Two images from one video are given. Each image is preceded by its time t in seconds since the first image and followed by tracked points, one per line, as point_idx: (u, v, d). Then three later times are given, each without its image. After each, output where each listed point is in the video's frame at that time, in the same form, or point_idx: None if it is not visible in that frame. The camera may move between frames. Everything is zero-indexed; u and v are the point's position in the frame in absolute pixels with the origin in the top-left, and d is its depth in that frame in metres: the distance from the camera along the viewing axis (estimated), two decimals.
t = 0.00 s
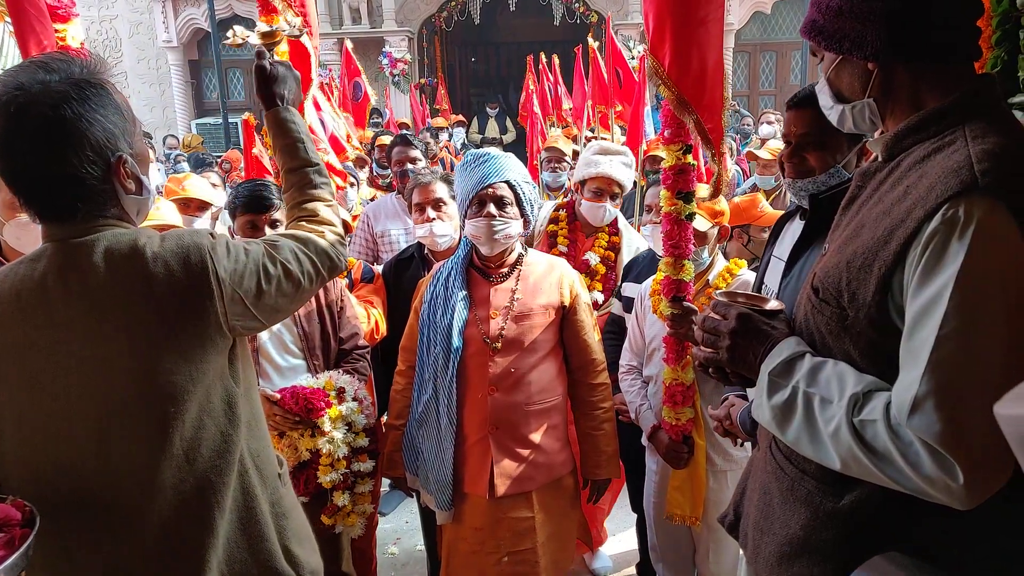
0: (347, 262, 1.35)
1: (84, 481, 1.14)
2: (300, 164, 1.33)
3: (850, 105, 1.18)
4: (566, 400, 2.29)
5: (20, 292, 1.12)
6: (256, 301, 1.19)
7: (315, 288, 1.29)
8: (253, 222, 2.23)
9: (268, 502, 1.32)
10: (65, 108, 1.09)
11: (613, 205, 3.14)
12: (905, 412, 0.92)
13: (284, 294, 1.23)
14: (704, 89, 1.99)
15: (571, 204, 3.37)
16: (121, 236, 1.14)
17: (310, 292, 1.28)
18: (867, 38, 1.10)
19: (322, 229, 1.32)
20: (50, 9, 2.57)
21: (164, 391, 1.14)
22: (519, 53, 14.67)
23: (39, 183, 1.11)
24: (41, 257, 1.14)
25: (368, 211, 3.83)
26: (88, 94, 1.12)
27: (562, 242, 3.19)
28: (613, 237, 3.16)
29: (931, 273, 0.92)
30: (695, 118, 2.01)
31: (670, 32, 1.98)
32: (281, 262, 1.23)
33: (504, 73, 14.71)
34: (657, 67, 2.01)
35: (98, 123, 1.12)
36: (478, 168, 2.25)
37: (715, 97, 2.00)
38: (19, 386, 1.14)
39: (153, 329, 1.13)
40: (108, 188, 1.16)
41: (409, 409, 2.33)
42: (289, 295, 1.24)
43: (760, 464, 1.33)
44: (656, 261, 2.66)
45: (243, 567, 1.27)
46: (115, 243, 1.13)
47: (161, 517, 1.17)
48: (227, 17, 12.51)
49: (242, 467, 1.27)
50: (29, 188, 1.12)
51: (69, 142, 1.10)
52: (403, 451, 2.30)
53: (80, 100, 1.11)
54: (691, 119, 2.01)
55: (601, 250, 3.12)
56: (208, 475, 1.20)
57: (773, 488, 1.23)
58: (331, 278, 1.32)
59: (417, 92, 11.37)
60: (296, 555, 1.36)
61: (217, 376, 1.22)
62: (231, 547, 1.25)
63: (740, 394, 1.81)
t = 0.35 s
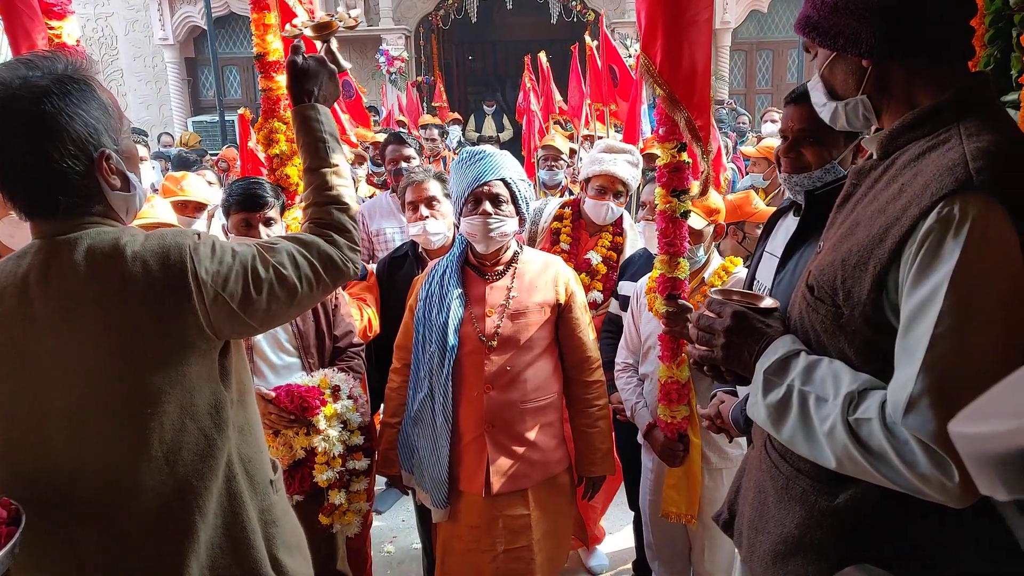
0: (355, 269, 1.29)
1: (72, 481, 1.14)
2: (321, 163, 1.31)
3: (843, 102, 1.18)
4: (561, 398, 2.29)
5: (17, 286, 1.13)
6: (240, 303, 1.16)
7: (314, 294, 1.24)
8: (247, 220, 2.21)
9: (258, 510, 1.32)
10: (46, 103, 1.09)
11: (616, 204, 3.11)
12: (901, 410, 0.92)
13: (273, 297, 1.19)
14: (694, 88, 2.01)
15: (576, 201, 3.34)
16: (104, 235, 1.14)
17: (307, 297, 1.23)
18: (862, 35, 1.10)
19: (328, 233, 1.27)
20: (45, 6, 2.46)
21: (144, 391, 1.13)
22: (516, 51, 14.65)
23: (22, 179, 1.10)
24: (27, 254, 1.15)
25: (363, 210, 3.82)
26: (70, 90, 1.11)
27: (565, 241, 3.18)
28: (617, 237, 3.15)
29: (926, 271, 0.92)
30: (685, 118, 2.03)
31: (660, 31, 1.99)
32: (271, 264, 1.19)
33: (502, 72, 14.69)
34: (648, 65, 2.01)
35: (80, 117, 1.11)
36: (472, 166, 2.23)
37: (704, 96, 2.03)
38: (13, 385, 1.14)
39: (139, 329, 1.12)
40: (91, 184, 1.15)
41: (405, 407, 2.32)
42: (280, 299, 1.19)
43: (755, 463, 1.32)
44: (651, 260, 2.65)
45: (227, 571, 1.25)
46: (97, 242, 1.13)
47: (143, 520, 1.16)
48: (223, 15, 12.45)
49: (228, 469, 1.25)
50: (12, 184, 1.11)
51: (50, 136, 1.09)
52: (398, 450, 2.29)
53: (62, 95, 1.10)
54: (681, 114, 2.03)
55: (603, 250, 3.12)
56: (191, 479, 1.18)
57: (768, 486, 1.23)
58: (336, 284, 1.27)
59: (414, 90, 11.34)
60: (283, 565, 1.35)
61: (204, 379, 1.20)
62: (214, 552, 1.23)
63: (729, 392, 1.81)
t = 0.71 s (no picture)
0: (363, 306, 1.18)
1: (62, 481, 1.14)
2: (349, 194, 1.22)
3: (837, 101, 1.18)
4: (557, 396, 2.29)
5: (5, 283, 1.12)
6: (226, 315, 1.12)
7: (311, 325, 1.16)
8: (241, 219, 2.20)
9: (251, 523, 1.30)
10: (34, 97, 1.08)
11: (593, 197, 3.17)
12: (894, 408, 0.92)
13: (260, 317, 1.13)
14: (682, 85, 2.01)
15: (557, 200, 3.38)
16: (94, 234, 1.14)
17: (298, 325, 1.15)
18: (854, 33, 1.10)
19: (341, 266, 1.18)
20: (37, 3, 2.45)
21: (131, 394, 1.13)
22: (512, 50, 14.64)
23: (11, 173, 1.10)
24: (15, 253, 1.14)
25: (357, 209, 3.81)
26: (59, 83, 1.11)
27: (547, 238, 3.20)
28: (600, 231, 3.16)
29: (920, 269, 0.92)
30: (672, 115, 2.02)
31: (648, 27, 1.99)
32: (263, 284, 1.14)
33: (498, 70, 14.67)
34: (636, 61, 2.01)
35: (69, 110, 1.11)
36: (467, 165, 2.23)
37: (692, 95, 2.02)
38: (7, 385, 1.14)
39: (128, 333, 1.11)
40: (82, 178, 1.14)
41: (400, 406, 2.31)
42: (269, 322, 1.13)
43: (750, 461, 1.32)
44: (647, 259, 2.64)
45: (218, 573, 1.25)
46: (87, 242, 1.12)
47: (130, 523, 1.15)
48: (217, 13, 12.40)
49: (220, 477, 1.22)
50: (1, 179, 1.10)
51: (38, 129, 1.08)
52: (394, 448, 2.28)
53: (50, 89, 1.10)
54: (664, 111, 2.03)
55: (586, 244, 3.10)
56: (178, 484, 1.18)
57: (762, 484, 1.23)
58: (347, 320, 1.19)
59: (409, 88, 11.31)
60: None
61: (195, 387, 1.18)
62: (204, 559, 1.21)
63: (721, 391, 1.81)
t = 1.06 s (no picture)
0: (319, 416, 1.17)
1: (63, 481, 1.14)
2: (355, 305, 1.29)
3: (834, 98, 1.18)
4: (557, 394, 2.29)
5: (8, 283, 1.12)
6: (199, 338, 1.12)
7: (272, 412, 1.15)
8: (240, 218, 2.19)
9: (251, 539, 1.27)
10: (37, 94, 1.09)
11: (580, 193, 3.16)
12: (891, 407, 0.92)
13: (227, 373, 1.13)
14: (679, 82, 2.01)
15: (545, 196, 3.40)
16: (98, 234, 1.14)
17: (251, 397, 1.14)
18: (851, 29, 1.10)
19: (325, 376, 1.20)
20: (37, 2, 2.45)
21: (131, 398, 1.13)
22: (511, 48, 14.62)
23: (18, 170, 1.10)
24: (20, 250, 1.14)
25: (356, 208, 3.81)
26: (61, 80, 1.12)
27: (534, 231, 3.28)
28: (585, 224, 3.15)
29: (917, 267, 0.92)
30: (669, 112, 2.02)
31: (647, 24, 1.99)
32: (245, 342, 1.14)
33: (497, 69, 14.66)
34: (634, 58, 2.03)
35: (72, 106, 1.11)
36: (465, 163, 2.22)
37: (690, 92, 2.02)
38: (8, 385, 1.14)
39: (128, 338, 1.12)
40: (87, 173, 1.15)
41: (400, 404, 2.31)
42: (234, 382, 1.13)
43: (747, 459, 1.32)
44: (646, 257, 2.64)
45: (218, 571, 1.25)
46: (92, 244, 1.12)
47: (133, 525, 1.16)
48: (217, 12, 12.39)
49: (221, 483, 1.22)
50: (7, 176, 1.11)
51: (43, 125, 1.09)
52: (394, 447, 2.28)
53: (53, 86, 1.10)
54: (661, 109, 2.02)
55: (572, 235, 3.11)
56: (179, 485, 1.18)
57: (760, 483, 1.23)
58: (318, 433, 1.19)
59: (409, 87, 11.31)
60: None
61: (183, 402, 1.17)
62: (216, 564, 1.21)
63: (716, 391, 1.81)
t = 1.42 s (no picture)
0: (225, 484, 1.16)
1: (69, 480, 1.16)
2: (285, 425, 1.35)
3: (834, 95, 1.18)
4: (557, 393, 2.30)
5: (17, 283, 1.14)
6: (170, 351, 1.12)
7: (195, 467, 1.14)
8: (241, 218, 2.19)
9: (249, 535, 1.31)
10: (47, 92, 1.09)
11: (579, 193, 3.16)
12: (890, 406, 0.92)
13: (174, 407, 1.13)
14: (693, 82, 2.01)
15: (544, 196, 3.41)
16: (105, 236, 1.15)
17: (183, 430, 1.13)
18: (854, 26, 1.10)
19: (247, 459, 1.20)
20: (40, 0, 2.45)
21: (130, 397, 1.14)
22: (511, 48, 14.62)
23: (27, 168, 1.10)
24: (26, 252, 1.16)
25: (357, 208, 3.81)
26: (69, 79, 1.12)
27: (534, 231, 3.28)
28: (584, 223, 3.15)
29: (916, 266, 0.92)
30: (686, 111, 2.02)
31: (658, 25, 1.99)
32: (205, 388, 1.14)
33: (497, 68, 14.66)
34: (647, 59, 2.00)
35: (81, 104, 1.12)
36: (465, 164, 2.23)
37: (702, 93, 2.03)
38: (17, 382, 1.16)
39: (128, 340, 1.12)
40: (94, 172, 1.15)
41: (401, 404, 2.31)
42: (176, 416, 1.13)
43: (747, 459, 1.33)
44: (646, 256, 2.64)
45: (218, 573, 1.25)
46: (98, 246, 1.13)
47: (142, 522, 1.18)
48: (217, 13, 12.39)
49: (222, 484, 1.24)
50: (15, 174, 1.11)
51: (53, 123, 1.09)
52: (394, 446, 2.29)
53: (62, 84, 1.11)
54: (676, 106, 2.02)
55: (573, 234, 3.12)
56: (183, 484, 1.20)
57: (760, 482, 1.23)
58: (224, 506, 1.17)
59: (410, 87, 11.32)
60: None
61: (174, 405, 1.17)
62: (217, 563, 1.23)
63: (722, 396, 1.79)
